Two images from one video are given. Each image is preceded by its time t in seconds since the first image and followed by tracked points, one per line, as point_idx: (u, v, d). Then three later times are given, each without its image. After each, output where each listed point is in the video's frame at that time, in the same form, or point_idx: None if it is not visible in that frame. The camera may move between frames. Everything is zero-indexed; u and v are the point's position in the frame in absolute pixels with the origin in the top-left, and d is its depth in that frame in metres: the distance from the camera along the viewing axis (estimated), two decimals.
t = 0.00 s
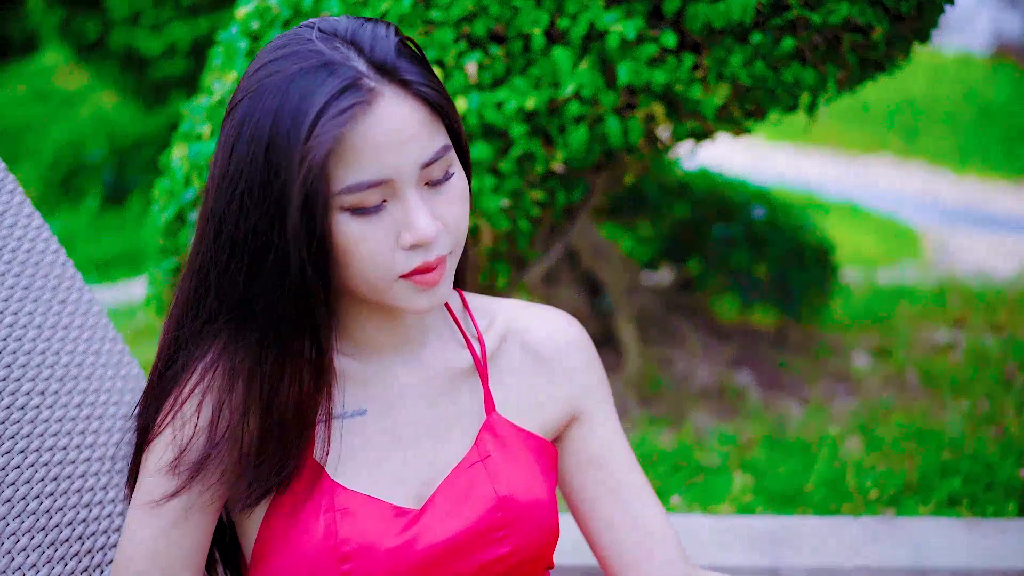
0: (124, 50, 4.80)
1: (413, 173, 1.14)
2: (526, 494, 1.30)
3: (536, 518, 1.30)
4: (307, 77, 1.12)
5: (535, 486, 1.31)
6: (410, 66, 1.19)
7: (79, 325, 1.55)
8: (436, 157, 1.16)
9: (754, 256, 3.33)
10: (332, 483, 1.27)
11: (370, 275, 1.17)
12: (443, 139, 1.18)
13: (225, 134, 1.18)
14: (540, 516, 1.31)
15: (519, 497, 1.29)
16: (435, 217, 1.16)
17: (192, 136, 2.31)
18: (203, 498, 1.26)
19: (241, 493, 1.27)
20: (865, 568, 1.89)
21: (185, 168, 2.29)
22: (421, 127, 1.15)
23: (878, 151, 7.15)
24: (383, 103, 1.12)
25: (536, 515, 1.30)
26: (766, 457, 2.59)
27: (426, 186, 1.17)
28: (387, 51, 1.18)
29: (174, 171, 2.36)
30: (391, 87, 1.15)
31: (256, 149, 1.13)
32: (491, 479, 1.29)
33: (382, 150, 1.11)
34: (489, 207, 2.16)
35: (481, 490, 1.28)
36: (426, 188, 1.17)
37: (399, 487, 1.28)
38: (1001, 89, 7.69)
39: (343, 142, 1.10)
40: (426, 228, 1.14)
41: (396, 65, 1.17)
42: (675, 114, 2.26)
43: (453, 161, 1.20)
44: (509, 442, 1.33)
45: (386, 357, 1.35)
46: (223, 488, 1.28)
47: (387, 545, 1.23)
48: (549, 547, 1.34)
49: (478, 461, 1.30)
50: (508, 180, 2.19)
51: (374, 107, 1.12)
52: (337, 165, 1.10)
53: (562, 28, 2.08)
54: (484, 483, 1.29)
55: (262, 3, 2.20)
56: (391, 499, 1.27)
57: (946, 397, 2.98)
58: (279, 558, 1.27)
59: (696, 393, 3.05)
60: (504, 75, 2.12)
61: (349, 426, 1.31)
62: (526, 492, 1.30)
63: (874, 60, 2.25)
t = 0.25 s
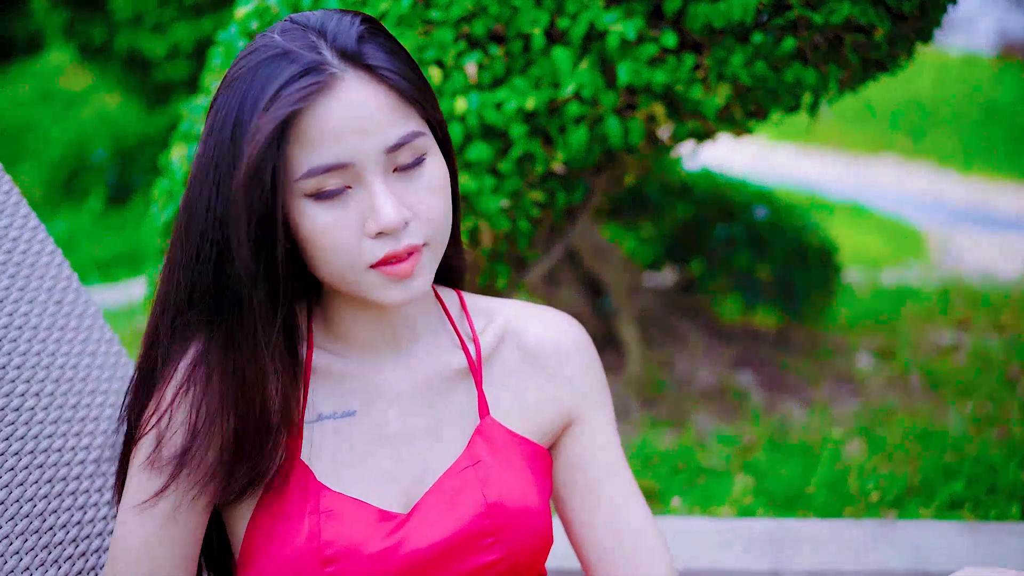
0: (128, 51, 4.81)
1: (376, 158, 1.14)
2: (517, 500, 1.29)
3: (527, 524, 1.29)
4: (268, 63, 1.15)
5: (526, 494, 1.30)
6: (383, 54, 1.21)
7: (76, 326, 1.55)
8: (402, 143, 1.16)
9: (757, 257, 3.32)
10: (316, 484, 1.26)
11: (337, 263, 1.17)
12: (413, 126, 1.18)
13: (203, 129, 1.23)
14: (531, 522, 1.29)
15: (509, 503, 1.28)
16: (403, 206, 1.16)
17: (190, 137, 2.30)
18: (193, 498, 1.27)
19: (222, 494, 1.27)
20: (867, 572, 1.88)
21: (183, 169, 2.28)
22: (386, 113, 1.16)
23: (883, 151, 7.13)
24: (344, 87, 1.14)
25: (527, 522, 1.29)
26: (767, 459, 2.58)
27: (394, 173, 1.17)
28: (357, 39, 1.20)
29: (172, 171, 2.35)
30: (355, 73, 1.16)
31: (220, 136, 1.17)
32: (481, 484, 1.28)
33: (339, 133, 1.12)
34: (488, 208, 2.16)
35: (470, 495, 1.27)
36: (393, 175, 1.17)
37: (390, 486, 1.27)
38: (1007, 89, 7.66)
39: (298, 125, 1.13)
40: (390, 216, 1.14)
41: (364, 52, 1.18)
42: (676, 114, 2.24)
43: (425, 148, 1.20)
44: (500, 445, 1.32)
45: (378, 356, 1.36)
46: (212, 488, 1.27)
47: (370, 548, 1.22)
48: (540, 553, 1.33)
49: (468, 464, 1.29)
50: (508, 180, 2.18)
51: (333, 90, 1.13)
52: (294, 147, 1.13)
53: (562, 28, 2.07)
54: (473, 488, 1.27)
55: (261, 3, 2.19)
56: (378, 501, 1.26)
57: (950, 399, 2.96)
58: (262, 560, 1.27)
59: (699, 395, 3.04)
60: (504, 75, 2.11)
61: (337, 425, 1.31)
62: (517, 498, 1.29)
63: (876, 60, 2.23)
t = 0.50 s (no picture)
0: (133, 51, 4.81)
1: (352, 143, 1.21)
2: (503, 499, 1.30)
3: (515, 523, 1.30)
4: (252, 45, 1.24)
5: (515, 494, 1.31)
6: (368, 40, 1.28)
7: (76, 325, 1.54)
8: (380, 128, 1.22)
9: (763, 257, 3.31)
10: (298, 479, 1.29)
11: (312, 247, 1.24)
12: (392, 113, 1.24)
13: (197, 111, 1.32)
14: (519, 520, 1.31)
15: (494, 502, 1.29)
16: (380, 192, 1.22)
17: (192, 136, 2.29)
18: (172, 490, 1.31)
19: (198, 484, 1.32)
20: None
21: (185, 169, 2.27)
22: (365, 98, 1.23)
23: (891, 151, 7.09)
24: (323, 69, 1.21)
25: (514, 521, 1.30)
26: (772, 461, 2.56)
27: (372, 160, 1.23)
28: (341, 25, 1.27)
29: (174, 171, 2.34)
30: (336, 57, 1.23)
31: (205, 116, 1.26)
32: (466, 482, 1.29)
33: (314, 118, 1.19)
34: (491, 207, 2.15)
35: (455, 492, 1.29)
36: (370, 160, 1.23)
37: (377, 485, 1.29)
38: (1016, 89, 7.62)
39: (272, 106, 1.21)
40: (364, 203, 1.20)
41: (347, 37, 1.25)
42: (680, 113, 2.23)
43: (405, 135, 1.26)
44: (488, 442, 1.34)
45: (368, 350, 1.39)
46: (187, 479, 1.31)
47: (350, 544, 1.25)
48: (531, 553, 1.34)
49: (455, 461, 1.31)
50: (510, 179, 2.16)
51: (311, 72, 1.20)
52: (269, 127, 1.21)
53: (564, 26, 2.05)
54: (458, 486, 1.29)
55: (261, 2, 2.17)
56: (363, 497, 1.28)
57: (956, 400, 2.94)
58: (246, 554, 1.30)
59: (703, 395, 3.02)
60: (506, 74, 2.09)
61: (323, 420, 1.34)
62: (503, 496, 1.30)
63: (881, 59, 2.22)
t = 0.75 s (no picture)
0: (140, 50, 4.79)
1: (342, 140, 1.22)
2: (491, 497, 1.33)
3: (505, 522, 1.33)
4: (242, 41, 1.25)
5: (506, 494, 1.34)
6: (361, 34, 1.28)
7: (75, 327, 1.54)
8: (370, 124, 1.23)
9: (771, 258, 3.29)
10: (283, 478, 1.33)
11: (302, 244, 1.25)
12: (383, 108, 1.25)
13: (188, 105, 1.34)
14: (508, 517, 1.33)
15: (482, 501, 1.32)
16: (370, 189, 1.23)
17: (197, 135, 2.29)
18: (153, 482, 1.37)
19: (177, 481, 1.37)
20: None
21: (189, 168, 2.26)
22: (355, 93, 1.24)
23: (901, 151, 7.05)
24: (315, 64, 1.22)
25: (503, 520, 1.33)
26: (780, 463, 2.54)
27: (362, 156, 1.25)
28: (333, 19, 1.27)
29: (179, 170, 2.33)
30: (328, 52, 1.24)
31: (196, 110, 1.29)
32: (455, 480, 1.32)
33: (305, 113, 1.21)
34: (496, 207, 2.14)
35: (443, 491, 1.32)
36: (360, 156, 1.24)
37: (363, 487, 1.33)
38: None
39: (260, 102, 1.23)
40: (352, 201, 1.21)
41: (340, 31, 1.26)
42: (686, 113, 2.21)
43: (396, 130, 1.27)
44: (478, 441, 1.37)
45: (359, 346, 1.43)
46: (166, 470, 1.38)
47: (334, 542, 1.29)
48: (525, 553, 1.36)
49: (445, 460, 1.34)
50: (516, 179, 2.15)
51: (303, 67, 1.22)
52: (259, 122, 1.23)
53: (569, 25, 2.04)
54: (447, 485, 1.32)
55: None
56: (351, 495, 1.32)
57: (965, 401, 2.91)
58: (233, 545, 1.36)
59: (710, 396, 3.01)
60: (511, 73, 2.08)
61: (311, 418, 1.38)
62: (492, 495, 1.33)
63: (889, 57, 2.20)
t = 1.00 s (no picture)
0: (152, 49, 4.79)
1: (338, 143, 1.21)
2: (489, 503, 1.32)
3: (504, 528, 1.32)
4: (244, 40, 1.25)
5: (502, 500, 1.32)
6: (361, 36, 1.27)
7: (79, 329, 1.54)
8: (367, 127, 1.22)
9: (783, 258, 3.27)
10: (277, 481, 1.33)
11: (297, 248, 1.25)
12: (381, 111, 1.24)
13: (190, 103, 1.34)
14: (505, 524, 1.32)
15: (478, 507, 1.31)
16: (365, 193, 1.22)
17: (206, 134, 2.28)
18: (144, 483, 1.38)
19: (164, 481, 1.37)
20: None
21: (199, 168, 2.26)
22: (353, 96, 1.22)
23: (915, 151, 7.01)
24: (313, 66, 1.21)
25: (500, 526, 1.32)
26: (791, 464, 2.52)
27: (358, 159, 1.23)
28: (333, 20, 1.26)
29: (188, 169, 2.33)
30: (327, 54, 1.23)
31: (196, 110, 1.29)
32: (451, 486, 1.31)
33: (303, 114, 1.20)
34: (505, 207, 2.12)
35: (439, 497, 1.31)
36: (357, 159, 1.23)
37: (360, 490, 1.32)
38: None
39: (258, 103, 1.22)
40: (346, 204, 1.20)
41: (340, 33, 1.25)
42: (696, 113, 2.20)
43: (394, 134, 1.25)
44: (475, 445, 1.36)
45: (357, 349, 1.42)
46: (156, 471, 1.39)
47: (327, 546, 1.28)
48: (522, 560, 1.35)
49: (442, 465, 1.33)
50: (525, 179, 2.14)
51: (301, 69, 1.21)
52: (257, 124, 1.23)
53: (578, 24, 2.02)
54: (443, 491, 1.31)
55: None
56: (346, 500, 1.31)
57: (979, 403, 2.88)
58: (229, 549, 1.36)
59: (721, 398, 2.99)
60: (520, 73, 2.06)
61: (307, 421, 1.39)
62: (489, 501, 1.32)
63: (901, 56, 2.18)
